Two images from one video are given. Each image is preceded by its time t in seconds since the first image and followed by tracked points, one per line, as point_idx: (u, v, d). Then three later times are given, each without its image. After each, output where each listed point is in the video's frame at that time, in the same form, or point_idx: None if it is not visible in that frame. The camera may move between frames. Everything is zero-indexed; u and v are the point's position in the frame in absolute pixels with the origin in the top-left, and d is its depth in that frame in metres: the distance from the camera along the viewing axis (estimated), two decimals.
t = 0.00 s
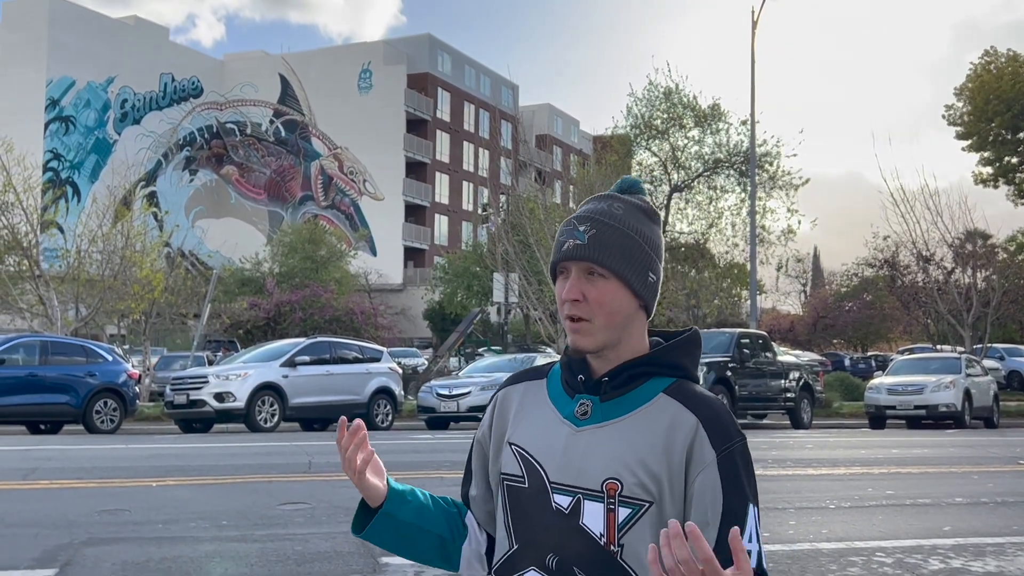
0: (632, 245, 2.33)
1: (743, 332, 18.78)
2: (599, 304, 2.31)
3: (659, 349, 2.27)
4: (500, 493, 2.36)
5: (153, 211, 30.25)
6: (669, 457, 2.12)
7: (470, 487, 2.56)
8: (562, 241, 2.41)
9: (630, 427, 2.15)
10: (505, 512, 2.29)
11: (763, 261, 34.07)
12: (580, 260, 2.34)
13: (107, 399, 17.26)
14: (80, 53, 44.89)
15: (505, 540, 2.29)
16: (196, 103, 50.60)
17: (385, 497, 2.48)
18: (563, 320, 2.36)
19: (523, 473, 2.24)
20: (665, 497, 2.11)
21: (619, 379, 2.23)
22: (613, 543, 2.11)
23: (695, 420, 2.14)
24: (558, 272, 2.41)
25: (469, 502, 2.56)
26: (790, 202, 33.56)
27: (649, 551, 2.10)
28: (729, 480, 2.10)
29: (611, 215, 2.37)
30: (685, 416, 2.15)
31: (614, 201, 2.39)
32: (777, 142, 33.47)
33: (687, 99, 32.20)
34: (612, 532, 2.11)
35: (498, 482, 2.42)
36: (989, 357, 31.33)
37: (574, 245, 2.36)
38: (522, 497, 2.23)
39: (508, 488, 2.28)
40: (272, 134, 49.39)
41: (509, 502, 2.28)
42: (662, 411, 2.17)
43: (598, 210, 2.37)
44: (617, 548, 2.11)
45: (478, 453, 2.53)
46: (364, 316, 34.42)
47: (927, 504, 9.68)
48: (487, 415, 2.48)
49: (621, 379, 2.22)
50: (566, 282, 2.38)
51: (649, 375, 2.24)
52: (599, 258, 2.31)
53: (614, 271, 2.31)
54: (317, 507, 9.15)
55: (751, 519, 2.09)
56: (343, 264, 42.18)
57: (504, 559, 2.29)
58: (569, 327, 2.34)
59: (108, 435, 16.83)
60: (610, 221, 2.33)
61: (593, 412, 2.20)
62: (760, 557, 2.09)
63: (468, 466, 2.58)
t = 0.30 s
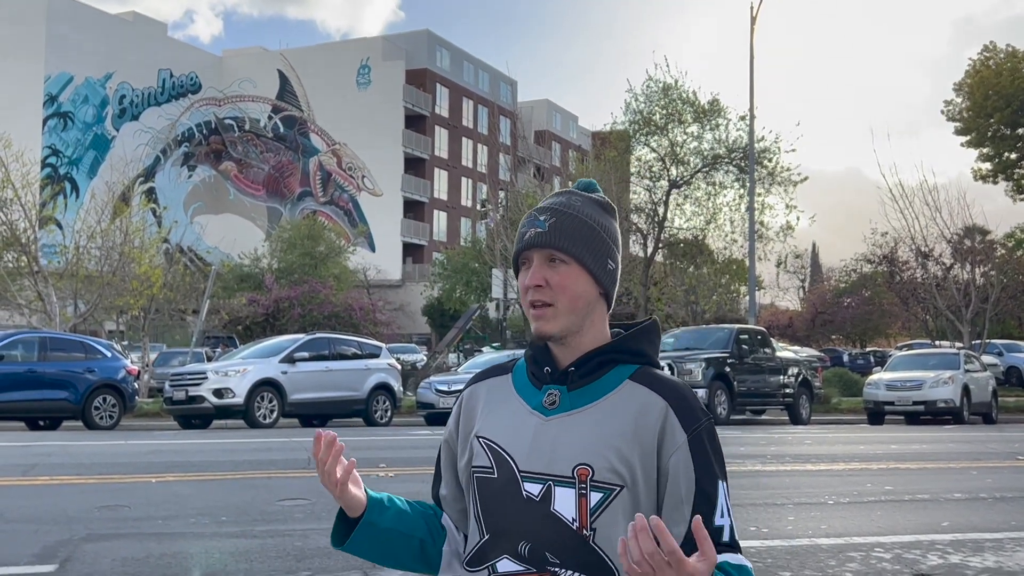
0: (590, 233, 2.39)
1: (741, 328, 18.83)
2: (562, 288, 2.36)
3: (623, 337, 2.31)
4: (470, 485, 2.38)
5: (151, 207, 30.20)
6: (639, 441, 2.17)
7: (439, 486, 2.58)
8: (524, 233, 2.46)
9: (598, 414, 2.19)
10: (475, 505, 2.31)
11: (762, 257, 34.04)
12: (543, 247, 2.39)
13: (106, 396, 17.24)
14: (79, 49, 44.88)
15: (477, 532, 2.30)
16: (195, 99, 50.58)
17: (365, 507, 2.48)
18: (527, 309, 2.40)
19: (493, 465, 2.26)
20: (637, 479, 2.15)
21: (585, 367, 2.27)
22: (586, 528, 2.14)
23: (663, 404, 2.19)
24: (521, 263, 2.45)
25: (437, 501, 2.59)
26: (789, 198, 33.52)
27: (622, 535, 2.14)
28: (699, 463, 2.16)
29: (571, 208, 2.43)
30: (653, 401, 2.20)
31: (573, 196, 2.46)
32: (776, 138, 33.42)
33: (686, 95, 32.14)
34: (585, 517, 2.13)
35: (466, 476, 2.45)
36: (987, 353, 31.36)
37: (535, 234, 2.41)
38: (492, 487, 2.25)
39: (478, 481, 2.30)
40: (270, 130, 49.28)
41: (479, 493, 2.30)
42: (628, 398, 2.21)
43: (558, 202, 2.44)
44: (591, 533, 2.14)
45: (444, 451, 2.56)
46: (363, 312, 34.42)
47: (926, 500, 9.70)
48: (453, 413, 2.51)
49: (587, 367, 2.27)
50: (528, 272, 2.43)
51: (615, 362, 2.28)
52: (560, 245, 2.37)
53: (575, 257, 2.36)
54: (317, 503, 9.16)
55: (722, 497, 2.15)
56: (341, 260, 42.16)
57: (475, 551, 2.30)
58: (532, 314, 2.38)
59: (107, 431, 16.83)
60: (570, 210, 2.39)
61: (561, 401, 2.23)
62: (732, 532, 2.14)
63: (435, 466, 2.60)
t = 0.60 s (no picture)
0: (570, 229, 2.41)
1: (740, 321, 18.86)
2: (544, 282, 2.37)
3: (583, 326, 2.33)
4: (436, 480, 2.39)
5: (149, 200, 30.18)
6: (600, 429, 2.20)
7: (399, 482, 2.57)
8: (502, 221, 2.43)
9: (560, 404, 2.21)
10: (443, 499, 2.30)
11: (760, 251, 34.09)
12: (530, 240, 2.38)
13: (104, 388, 17.26)
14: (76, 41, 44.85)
15: (444, 526, 2.32)
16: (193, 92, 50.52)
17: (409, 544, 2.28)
18: (503, 297, 2.39)
19: (457, 458, 2.27)
20: (600, 466, 2.18)
21: (546, 358, 2.28)
22: (551, 516, 2.16)
23: (621, 389, 2.23)
24: (499, 252, 2.43)
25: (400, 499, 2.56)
26: (787, 192, 33.54)
27: (586, 517, 2.18)
28: (653, 445, 2.20)
29: (552, 203, 2.44)
30: (612, 387, 2.24)
31: (551, 190, 2.47)
32: (774, 131, 33.44)
33: (684, 88, 32.13)
34: (550, 505, 2.16)
35: (433, 472, 2.45)
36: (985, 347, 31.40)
37: (522, 225, 2.39)
38: (457, 482, 2.26)
39: (444, 476, 2.30)
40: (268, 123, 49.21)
41: (445, 487, 2.30)
42: (591, 385, 2.24)
43: (540, 195, 2.44)
44: (556, 521, 2.16)
45: (412, 449, 2.55)
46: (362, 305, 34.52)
47: (923, 493, 9.73)
48: (417, 406, 2.52)
49: (549, 358, 2.28)
50: (508, 263, 2.41)
51: (575, 352, 2.30)
52: (548, 240, 2.38)
53: (559, 253, 2.38)
54: (315, 496, 9.18)
55: (673, 480, 2.18)
56: (340, 254, 42.14)
57: (444, 543, 2.33)
58: (509, 304, 2.37)
59: (105, 424, 16.84)
60: (555, 206, 2.41)
61: (524, 392, 2.24)
62: (681, 514, 2.18)
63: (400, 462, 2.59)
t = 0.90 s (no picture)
0: (547, 225, 2.48)
1: (736, 314, 18.87)
2: (525, 274, 2.42)
3: (553, 315, 2.36)
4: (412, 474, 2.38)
5: (145, 191, 30.09)
6: (576, 415, 2.22)
7: (372, 479, 2.56)
8: (480, 212, 2.46)
9: (533, 393, 2.23)
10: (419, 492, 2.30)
11: (756, 243, 34.08)
12: (512, 232, 2.43)
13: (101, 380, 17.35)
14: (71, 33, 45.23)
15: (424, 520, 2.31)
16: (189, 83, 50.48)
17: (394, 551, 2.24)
18: (480, 287, 2.41)
19: (433, 450, 2.27)
20: (576, 453, 2.20)
21: (518, 348, 2.31)
22: (528, 503, 2.17)
23: (592, 374, 2.26)
24: (476, 243, 2.46)
25: (373, 495, 2.55)
26: (784, 184, 33.51)
27: (563, 504, 2.20)
28: (626, 427, 2.23)
29: (527, 195, 2.50)
30: (585, 373, 2.26)
31: (525, 183, 2.52)
32: (771, 123, 33.38)
33: (682, 80, 32.04)
34: (527, 493, 2.17)
35: (408, 465, 2.45)
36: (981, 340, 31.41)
37: (505, 217, 2.43)
38: (433, 474, 2.25)
39: (420, 468, 2.30)
40: (265, 114, 48.99)
41: (421, 481, 2.30)
42: (563, 371, 2.27)
43: (518, 187, 2.48)
44: (533, 508, 2.17)
45: (383, 443, 2.55)
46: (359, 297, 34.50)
47: (918, 484, 9.76)
48: (387, 401, 2.51)
49: (521, 347, 2.30)
50: (490, 253, 2.44)
51: (546, 341, 2.33)
52: (530, 233, 2.44)
53: (538, 247, 2.45)
54: (311, 487, 9.20)
55: (649, 459, 2.22)
56: (336, 246, 42.08)
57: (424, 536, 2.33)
58: (487, 294, 2.40)
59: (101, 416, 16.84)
60: (534, 199, 2.47)
61: (497, 383, 2.26)
62: (656, 492, 2.22)
63: (374, 454, 2.58)
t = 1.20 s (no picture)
0: (534, 218, 2.45)
1: (730, 305, 18.88)
2: (508, 268, 2.37)
3: (540, 308, 2.33)
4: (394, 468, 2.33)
5: (139, 181, 29.97)
6: (564, 408, 2.18)
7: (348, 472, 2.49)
8: (468, 203, 2.42)
9: (520, 385, 2.19)
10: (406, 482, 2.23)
11: (751, 235, 34.08)
12: (498, 223, 2.39)
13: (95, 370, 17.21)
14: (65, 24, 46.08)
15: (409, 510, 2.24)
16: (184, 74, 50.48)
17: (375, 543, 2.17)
18: (464, 278, 2.37)
19: (421, 443, 2.21)
20: (564, 445, 2.17)
21: (506, 341, 2.27)
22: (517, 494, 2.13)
23: (581, 367, 2.23)
24: (463, 233, 2.42)
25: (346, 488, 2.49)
26: (779, 175, 33.49)
27: (551, 495, 2.16)
28: (615, 419, 2.20)
29: (516, 187, 2.46)
30: (572, 365, 2.23)
31: (516, 175, 2.48)
32: (766, 114, 33.35)
33: (677, 71, 31.98)
34: (516, 484, 2.13)
35: (395, 460, 2.36)
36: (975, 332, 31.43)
37: (492, 209, 2.39)
38: (420, 468, 2.20)
39: (407, 461, 2.25)
40: (259, 104, 48.83)
41: (407, 475, 2.24)
42: (549, 364, 2.23)
43: (508, 180, 2.45)
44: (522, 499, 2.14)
45: (366, 436, 2.46)
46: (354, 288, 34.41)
47: (910, 475, 9.80)
48: (373, 396, 2.45)
49: (508, 340, 2.27)
50: (475, 245, 2.40)
51: (532, 333, 2.30)
52: (516, 226, 2.39)
53: (525, 240, 2.40)
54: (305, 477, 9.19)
55: (637, 451, 2.20)
56: (331, 236, 41.98)
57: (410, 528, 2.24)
58: (471, 285, 2.35)
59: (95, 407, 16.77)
60: (522, 192, 2.43)
61: (485, 374, 2.21)
62: (646, 485, 2.20)
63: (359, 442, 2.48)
